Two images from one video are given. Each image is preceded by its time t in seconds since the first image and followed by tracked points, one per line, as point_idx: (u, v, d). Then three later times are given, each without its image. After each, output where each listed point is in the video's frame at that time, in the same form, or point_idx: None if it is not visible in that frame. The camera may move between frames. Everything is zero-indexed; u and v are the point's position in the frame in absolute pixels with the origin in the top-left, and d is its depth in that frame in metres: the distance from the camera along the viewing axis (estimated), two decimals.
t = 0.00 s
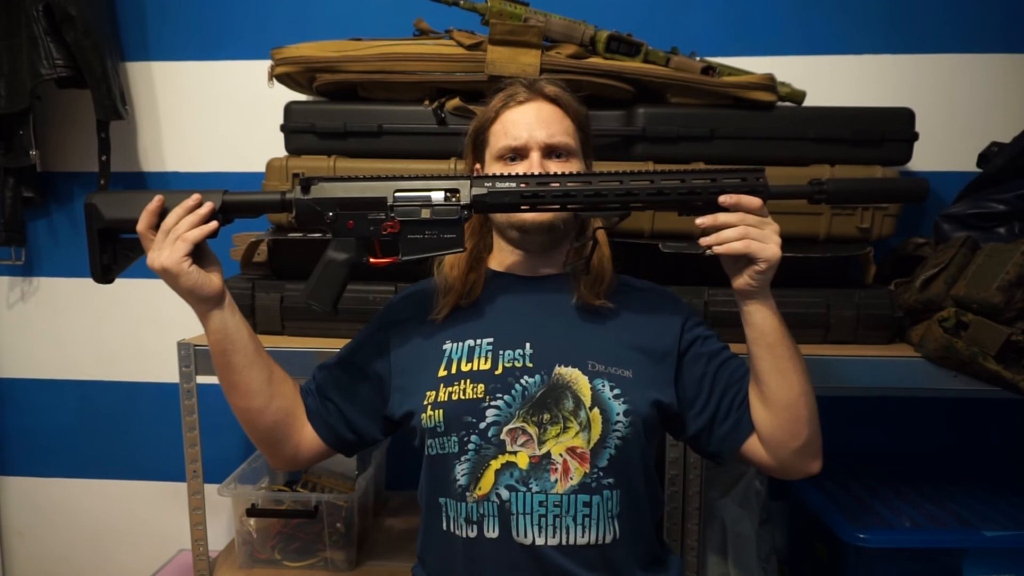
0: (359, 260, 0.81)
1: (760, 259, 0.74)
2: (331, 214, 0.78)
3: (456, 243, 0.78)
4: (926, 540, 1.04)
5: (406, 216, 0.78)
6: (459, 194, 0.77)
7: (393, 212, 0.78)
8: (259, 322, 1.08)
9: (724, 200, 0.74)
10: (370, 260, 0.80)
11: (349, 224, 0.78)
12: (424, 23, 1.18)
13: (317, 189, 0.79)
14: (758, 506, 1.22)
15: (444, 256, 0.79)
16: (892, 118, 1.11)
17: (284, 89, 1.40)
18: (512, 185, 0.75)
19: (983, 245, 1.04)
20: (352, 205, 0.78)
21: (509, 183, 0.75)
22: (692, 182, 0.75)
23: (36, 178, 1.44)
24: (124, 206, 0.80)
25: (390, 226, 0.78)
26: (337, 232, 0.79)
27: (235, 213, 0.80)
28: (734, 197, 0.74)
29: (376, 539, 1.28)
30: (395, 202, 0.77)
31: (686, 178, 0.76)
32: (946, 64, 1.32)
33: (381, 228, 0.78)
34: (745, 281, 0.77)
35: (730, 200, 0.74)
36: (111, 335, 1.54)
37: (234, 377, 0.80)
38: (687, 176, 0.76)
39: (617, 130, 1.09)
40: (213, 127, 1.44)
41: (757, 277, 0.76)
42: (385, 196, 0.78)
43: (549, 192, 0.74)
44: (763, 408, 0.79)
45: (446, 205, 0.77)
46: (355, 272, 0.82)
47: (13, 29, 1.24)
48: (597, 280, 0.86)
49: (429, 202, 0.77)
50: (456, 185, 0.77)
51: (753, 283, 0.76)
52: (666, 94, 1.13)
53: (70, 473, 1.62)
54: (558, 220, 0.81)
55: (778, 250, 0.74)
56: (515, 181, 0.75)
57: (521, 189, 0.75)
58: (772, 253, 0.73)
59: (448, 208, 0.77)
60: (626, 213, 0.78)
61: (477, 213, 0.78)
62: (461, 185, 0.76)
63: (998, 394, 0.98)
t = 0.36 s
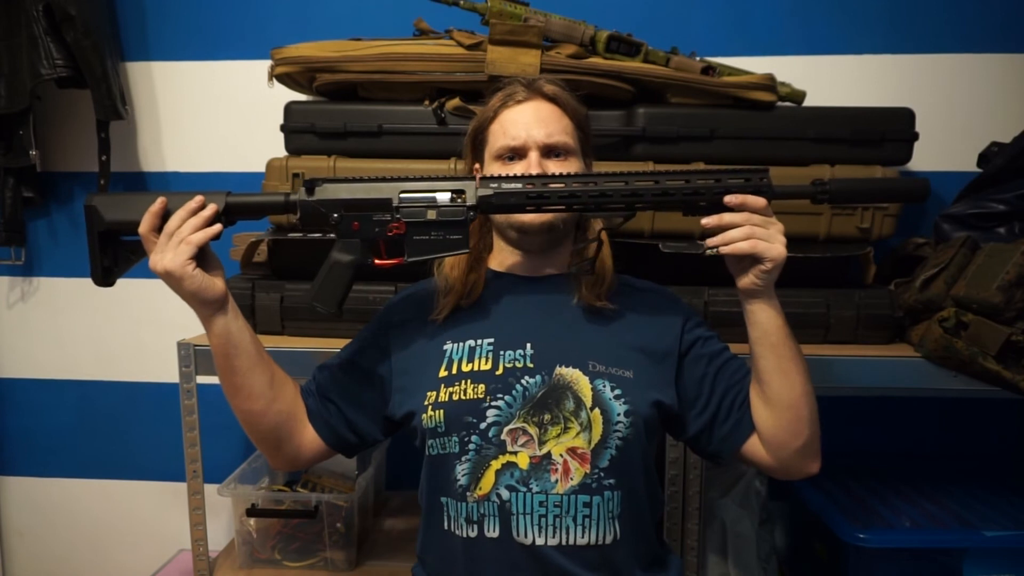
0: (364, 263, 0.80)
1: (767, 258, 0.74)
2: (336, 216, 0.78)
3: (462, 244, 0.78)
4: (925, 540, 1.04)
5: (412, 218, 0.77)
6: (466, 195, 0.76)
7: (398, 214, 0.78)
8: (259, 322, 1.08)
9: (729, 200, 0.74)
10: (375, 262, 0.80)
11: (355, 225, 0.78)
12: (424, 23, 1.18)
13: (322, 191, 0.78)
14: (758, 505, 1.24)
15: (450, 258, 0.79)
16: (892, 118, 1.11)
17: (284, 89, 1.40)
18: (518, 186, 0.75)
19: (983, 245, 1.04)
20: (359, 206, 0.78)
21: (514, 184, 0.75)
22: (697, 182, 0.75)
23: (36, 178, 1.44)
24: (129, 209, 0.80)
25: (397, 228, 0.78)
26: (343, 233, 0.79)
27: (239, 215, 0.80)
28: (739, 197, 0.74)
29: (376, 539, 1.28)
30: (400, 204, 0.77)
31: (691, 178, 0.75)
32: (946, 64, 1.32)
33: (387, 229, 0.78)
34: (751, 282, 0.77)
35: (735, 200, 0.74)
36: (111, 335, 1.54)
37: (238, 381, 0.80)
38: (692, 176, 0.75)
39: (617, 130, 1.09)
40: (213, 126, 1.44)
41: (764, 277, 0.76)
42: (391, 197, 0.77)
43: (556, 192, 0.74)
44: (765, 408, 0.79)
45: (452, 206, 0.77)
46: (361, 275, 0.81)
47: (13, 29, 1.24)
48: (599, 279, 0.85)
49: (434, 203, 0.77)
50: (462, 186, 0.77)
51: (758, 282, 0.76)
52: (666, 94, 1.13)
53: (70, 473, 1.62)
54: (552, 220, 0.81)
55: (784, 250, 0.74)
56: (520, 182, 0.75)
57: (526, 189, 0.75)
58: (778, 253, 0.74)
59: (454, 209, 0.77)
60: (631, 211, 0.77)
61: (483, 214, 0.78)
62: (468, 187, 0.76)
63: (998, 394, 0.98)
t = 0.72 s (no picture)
0: (408, 265, 0.80)
1: (796, 254, 0.75)
2: (379, 219, 0.77)
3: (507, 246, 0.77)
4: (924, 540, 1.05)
5: (457, 220, 0.76)
6: (509, 197, 0.76)
7: (442, 216, 0.77)
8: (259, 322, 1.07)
9: (771, 193, 0.75)
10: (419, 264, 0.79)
11: (398, 228, 0.78)
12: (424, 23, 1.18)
13: (364, 194, 0.78)
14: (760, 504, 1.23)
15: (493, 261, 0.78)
16: (892, 118, 1.11)
17: (284, 89, 1.40)
18: (563, 186, 0.75)
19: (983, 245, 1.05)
20: (402, 209, 0.77)
21: (559, 184, 0.75)
22: (739, 180, 0.75)
23: (36, 178, 1.44)
24: (164, 216, 0.78)
25: (440, 231, 0.77)
26: (384, 235, 0.78)
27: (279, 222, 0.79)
28: (780, 191, 0.75)
29: (376, 539, 1.28)
30: (444, 207, 0.76)
31: (734, 175, 0.75)
32: (946, 64, 1.32)
33: (430, 233, 0.77)
34: (777, 277, 0.78)
35: (777, 194, 0.75)
36: (111, 335, 1.54)
37: (257, 389, 0.80)
38: (735, 173, 0.75)
39: (618, 130, 1.09)
40: (213, 126, 1.44)
41: (789, 273, 0.77)
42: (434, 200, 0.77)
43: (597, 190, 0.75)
44: (771, 405, 0.80)
45: (498, 207, 0.75)
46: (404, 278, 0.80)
47: (13, 29, 1.24)
48: (598, 279, 0.87)
49: (479, 205, 0.76)
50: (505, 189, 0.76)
51: (786, 278, 0.77)
52: (666, 94, 1.13)
53: (70, 473, 1.62)
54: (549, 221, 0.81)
55: (813, 249, 0.75)
56: (564, 182, 0.75)
57: (570, 189, 0.75)
58: (808, 251, 0.75)
59: (500, 211, 0.75)
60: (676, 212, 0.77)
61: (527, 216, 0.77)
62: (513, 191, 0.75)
63: (998, 394, 0.98)
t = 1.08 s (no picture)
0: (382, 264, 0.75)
1: (796, 267, 0.71)
2: (353, 214, 0.73)
3: (487, 245, 0.72)
4: (925, 540, 1.05)
5: (433, 216, 0.72)
6: (491, 192, 0.72)
7: (418, 211, 0.73)
8: (259, 322, 1.07)
9: (780, 196, 0.70)
10: (393, 262, 0.74)
11: (373, 224, 0.73)
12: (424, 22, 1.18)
13: (342, 187, 0.74)
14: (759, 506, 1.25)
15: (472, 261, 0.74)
16: (892, 118, 1.11)
17: (284, 89, 1.40)
18: (549, 182, 0.71)
19: (984, 245, 1.05)
20: (379, 204, 0.73)
21: (545, 180, 0.72)
22: (746, 180, 0.70)
23: (36, 178, 1.44)
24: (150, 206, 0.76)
25: (416, 227, 0.73)
26: (362, 232, 0.74)
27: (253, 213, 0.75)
28: (793, 195, 0.69)
29: (376, 539, 1.28)
30: (421, 201, 0.72)
31: (740, 175, 0.71)
32: (946, 64, 1.32)
33: (406, 229, 0.73)
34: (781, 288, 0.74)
35: (788, 197, 0.69)
36: (111, 335, 1.54)
37: (233, 388, 0.79)
38: (740, 173, 0.71)
39: (618, 130, 1.08)
40: (213, 126, 1.44)
41: (793, 284, 0.73)
42: (410, 193, 0.72)
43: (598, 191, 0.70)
44: (778, 417, 0.78)
45: (478, 203, 0.71)
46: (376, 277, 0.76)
47: (12, 29, 1.24)
48: (601, 278, 0.86)
49: (458, 200, 0.72)
50: (487, 183, 0.72)
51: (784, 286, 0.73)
52: (666, 94, 1.13)
53: (70, 473, 1.62)
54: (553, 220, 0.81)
55: (817, 261, 0.71)
56: (551, 179, 0.71)
57: (558, 186, 0.71)
58: (810, 263, 0.70)
59: (479, 208, 0.71)
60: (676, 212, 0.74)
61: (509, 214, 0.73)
62: (498, 186, 0.72)
63: (999, 394, 0.98)
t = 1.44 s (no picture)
0: (283, 278, 0.71)
1: (737, 270, 0.65)
2: (246, 225, 0.69)
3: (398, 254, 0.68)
4: (925, 541, 1.04)
5: (330, 224, 0.66)
6: (392, 198, 0.66)
7: (315, 220, 0.67)
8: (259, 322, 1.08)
9: (706, 191, 0.64)
10: (295, 276, 0.70)
11: (268, 235, 0.69)
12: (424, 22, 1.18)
13: (226, 198, 0.68)
14: (759, 509, 1.30)
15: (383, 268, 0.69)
16: (892, 118, 1.11)
17: (285, 89, 1.40)
18: (454, 185, 0.66)
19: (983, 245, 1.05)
20: (269, 215, 0.68)
21: (449, 183, 0.66)
22: (668, 176, 0.65)
23: (36, 178, 1.44)
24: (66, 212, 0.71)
25: (316, 237, 0.68)
26: (257, 246, 0.70)
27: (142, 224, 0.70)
28: (721, 191, 0.63)
29: (375, 539, 1.27)
30: (317, 209, 0.66)
31: (661, 170, 0.65)
32: (946, 64, 1.32)
33: (306, 240, 0.68)
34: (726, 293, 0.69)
35: (716, 194, 0.63)
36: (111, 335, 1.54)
37: (159, 407, 0.75)
38: (662, 168, 0.65)
39: (618, 130, 1.09)
40: (213, 126, 1.44)
41: (738, 288, 0.68)
42: (308, 202, 0.67)
43: (593, 189, 0.64)
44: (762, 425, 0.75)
45: (379, 209, 0.66)
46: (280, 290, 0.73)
47: (12, 29, 1.23)
48: (585, 282, 0.81)
49: (358, 207, 0.66)
50: (386, 187, 0.67)
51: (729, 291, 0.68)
52: (666, 94, 1.13)
53: (70, 473, 1.62)
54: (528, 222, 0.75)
55: (757, 258, 0.65)
56: (454, 180, 0.66)
57: (464, 189, 0.66)
58: (749, 265, 0.65)
59: (378, 214, 0.66)
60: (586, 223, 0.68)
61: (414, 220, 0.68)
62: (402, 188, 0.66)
63: (998, 393, 0.98)
